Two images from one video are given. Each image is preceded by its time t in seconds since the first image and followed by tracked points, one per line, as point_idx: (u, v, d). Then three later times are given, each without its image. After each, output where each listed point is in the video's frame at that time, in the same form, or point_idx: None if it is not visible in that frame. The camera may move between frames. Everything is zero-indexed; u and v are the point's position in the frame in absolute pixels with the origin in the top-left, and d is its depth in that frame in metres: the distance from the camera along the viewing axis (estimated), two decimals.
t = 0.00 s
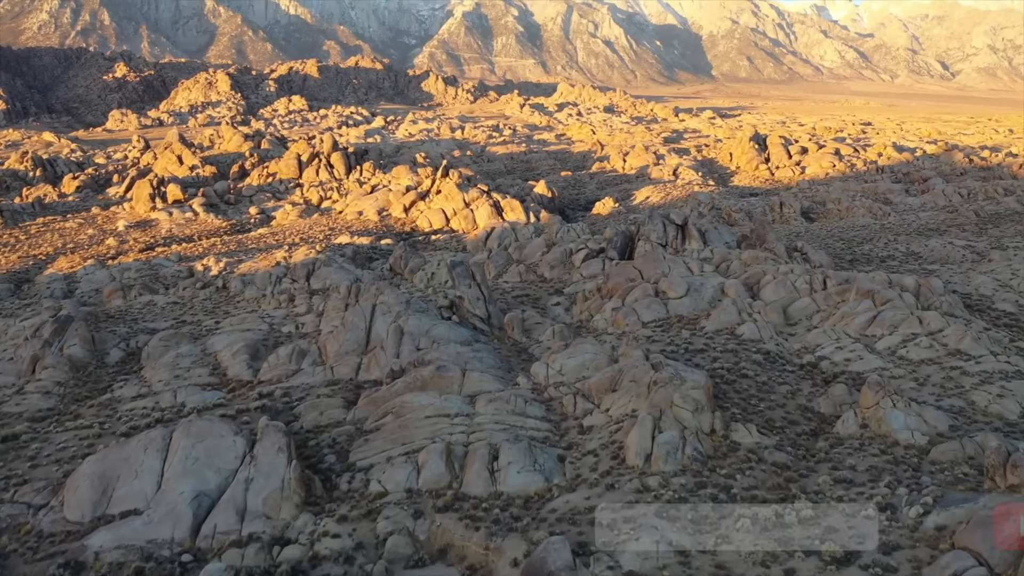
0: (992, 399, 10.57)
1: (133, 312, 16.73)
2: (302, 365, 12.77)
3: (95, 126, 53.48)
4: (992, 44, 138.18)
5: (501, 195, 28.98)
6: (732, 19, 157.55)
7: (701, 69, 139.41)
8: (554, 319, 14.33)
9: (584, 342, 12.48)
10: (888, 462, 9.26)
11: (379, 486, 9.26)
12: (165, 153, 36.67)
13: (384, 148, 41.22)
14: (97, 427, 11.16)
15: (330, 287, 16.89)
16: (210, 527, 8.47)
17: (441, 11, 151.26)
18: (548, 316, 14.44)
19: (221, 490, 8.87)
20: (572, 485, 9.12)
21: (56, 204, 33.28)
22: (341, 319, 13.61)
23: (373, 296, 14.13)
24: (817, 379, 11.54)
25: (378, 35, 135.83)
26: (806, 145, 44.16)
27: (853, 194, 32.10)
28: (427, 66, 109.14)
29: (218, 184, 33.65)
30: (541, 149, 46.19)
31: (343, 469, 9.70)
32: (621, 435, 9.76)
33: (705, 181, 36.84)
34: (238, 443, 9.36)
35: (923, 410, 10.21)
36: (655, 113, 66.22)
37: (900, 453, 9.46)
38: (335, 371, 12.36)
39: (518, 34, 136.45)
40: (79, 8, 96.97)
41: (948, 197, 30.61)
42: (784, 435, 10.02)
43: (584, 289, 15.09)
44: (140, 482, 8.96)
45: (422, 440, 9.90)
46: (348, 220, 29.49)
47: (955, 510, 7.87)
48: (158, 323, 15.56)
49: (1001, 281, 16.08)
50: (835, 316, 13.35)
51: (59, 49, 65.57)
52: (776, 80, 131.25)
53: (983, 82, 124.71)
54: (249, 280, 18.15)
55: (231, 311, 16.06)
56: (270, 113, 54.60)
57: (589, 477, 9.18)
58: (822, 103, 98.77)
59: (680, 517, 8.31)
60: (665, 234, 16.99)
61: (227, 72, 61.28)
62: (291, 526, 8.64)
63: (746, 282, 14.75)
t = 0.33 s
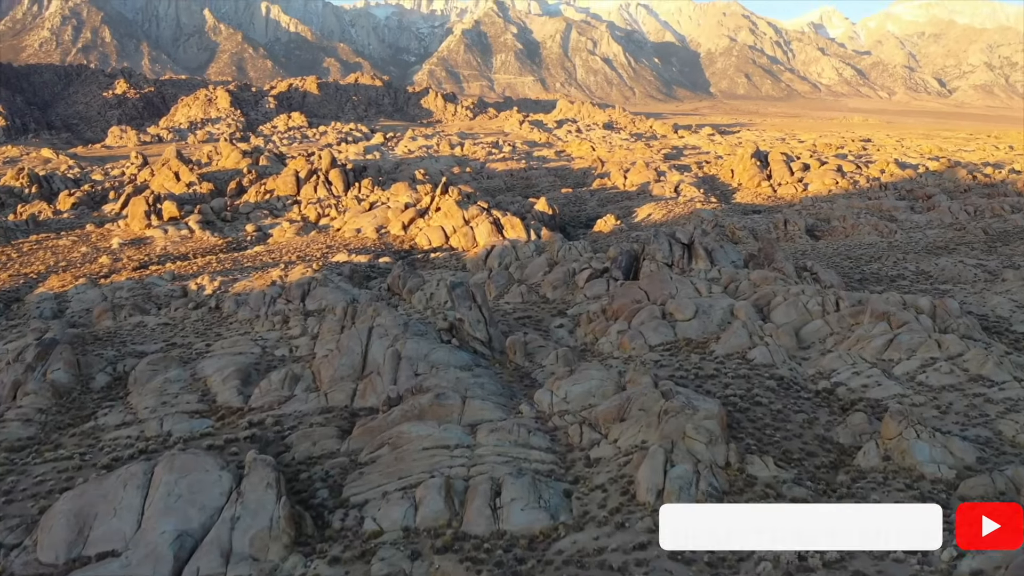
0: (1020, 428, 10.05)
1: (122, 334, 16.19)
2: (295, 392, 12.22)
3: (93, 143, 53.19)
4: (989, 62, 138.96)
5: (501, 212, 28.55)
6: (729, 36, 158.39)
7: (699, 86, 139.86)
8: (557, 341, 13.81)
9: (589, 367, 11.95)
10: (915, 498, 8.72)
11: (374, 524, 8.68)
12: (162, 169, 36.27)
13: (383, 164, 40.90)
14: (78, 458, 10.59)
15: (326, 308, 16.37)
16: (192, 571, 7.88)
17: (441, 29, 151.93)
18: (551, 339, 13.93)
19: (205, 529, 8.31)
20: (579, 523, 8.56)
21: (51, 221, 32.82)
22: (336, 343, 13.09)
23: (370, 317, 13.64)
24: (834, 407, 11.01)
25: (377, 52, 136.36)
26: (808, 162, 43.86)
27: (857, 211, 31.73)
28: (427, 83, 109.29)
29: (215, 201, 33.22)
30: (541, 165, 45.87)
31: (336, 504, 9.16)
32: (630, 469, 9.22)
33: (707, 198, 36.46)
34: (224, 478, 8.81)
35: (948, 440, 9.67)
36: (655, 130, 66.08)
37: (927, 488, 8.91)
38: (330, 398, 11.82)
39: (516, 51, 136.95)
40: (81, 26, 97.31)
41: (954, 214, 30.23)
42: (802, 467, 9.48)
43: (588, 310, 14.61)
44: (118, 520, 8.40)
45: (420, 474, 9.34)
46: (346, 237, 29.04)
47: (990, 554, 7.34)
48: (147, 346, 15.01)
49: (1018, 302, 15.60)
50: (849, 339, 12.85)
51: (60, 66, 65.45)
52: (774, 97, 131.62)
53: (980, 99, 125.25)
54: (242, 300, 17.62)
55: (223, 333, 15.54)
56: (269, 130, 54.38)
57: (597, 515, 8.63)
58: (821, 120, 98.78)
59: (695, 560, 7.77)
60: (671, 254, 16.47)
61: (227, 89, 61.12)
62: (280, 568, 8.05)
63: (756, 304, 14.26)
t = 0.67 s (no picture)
0: None
1: (110, 357, 15.64)
2: (287, 419, 11.68)
3: (92, 159, 52.91)
4: (985, 79, 139.57)
5: (501, 229, 28.10)
6: (727, 54, 159.17)
7: (697, 103, 140.26)
8: (561, 365, 13.29)
9: (595, 394, 11.40)
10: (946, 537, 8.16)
11: (369, 566, 8.10)
12: (158, 186, 35.87)
13: (382, 181, 40.50)
14: (56, 492, 10.02)
15: (321, 330, 15.85)
16: None
17: (441, 46, 152.55)
18: (554, 363, 13.41)
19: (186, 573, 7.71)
20: (588, 564, 7.99)
21: (45, 238, 32.37)
22: (331, 368, 12.55)
23: (366, 340, 13.15)
24: (854, 436, 10.47)
25: (377, 69, 136.82)
26: (810, 179, 43.52)
27: (862, 228, 31.35)
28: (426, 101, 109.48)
29: (211, 218, 32.78)
30: (540, 182, 45.52)
31: (328, 543, 8.58)
32: (642, 505, 8.67)
33: (709, 215, 36.08)
34: (208, 517, 8.24)
35: (977, 473, 9.13)
36: (654, 147, 65.90)
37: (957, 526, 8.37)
38: (323, 427, 11.26)
39: (515, 68, 137.43)
40: (82, 43, 97.80)
41: (961, 232, 29.84)
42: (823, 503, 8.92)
43: (592, 332, 14.10)
44: (92, 562, 7.80)
45: (418, 509, 8.78)
46: (343, 255, 28.59)
47: None
48: (134, 370, 14.45)
49: None
50: (865, 364, 12.33)
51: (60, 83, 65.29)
52: (772, 114, 132.01)
53: (977, 116, 125.69)
54: (235, 322, 17.10)
55: (213, 356, 14.97)
56: (269, 146, 54.13)
57: (607, 556, 8.06)
58: (819, 137, 98.87)
59: None
60: (678, 273, 15.93)
61: (227, 105, 60.95)
62: None
63: (767, 325, 13.74)
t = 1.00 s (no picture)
0: None
1: (98, 378, 15.14)
2: (279, 445, 11.19)
3: (91, 174, 52.64)
4: (982, 95, 140.21)
5: (502, 245, 27.69)
6: (726, 70, 159.76)
7: (696, 119, 140.68)
8: (565, 388, 12.81)
9: (602, 418, 10.89)
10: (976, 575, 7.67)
11: None
12: (156, 202, 35.50)
13: (381, 196, 40.14)
14: (34, 523, 9.52)
15: (317, 350, 15.39)
16: None
17: (440, 62, 153.08)
18: (557, 385, 12.93)
19: None
20: None
21: (40, 254, 31.92)
22: (326, 391, 12.05)
23: (363, 359, 12.68)
24: (873, 464, 9.99)
25: (377, 85, 137.20)
26: (812, 194, 43.20)
27: (866, 244, 31.00)
28: (426, 116, 109.59)
29: (207, 234, 32.36)
30: (540, 198, 45.19)
31: None
32: (653, 540, 8.14)
33: (711, 230, 35.71)
34: (192, 553, 7.74)
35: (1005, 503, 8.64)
36: (654, 163, 65.69)
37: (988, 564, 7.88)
38: (317, 454, 10.79)
39: (515, 84, 137.88)
40: (83, 59, 98.11)
41: (967, 248, 29.47)
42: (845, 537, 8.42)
43: (596, 353, 13.63)
44: None
45: (415, 544, 8.27)
46: (341, 271, 28.19)
47: None
48: (123, 391, 13.96)
49: None
50: (881, 387, 11.86)
51: (60, 98, 65.15)
52: (771, 130, 132.43)
53: (975, 132, 126.05)
54: (229, 341, 16.63)
55: (205, 378, 14.48)
56: (268, 162, 53.87)
57: None
58: (818, 153, 98.98)
59: None
60: (684, 291, 15.50)
61: (226, 121, 60.79)
62: None
63: (777, 345, 13.28)
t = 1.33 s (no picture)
0: None
1: (84, 402, 14.57)
2: (270, 475, 10.64)
3: (90, 191, 52.27)
4: (979, 112, 140.84)
5: (502, 263, 27.23)
6: (724, 88, 160.31)
7: (694, 136, 141.13)
8: (569, 413, 12.27)
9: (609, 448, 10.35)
10: None
11: None
12: (152, 219, 35.06)
13: (381, 213, 39.75)
14: (6, 561, 8.94)
15: (312, 373, 14.85)
16: None
17: (440, 80, 153.60)
18: (562, 411, 12.39)
19: None
20: None
21: (33, 272, 31.42)
22: (320, 417, 11.52)
23: (359, 384, 12.18)
24: (897, 498, 9.44)
25: (377, 102, 137.57)
26: (815, 211, 42.86)
27: (871, 262, 30.58)
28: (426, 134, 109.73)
29: (203, 252, 31.88)
30: (541, 215, 44.80)
31: None
32: None
33: (713, 248, 35.31)
34: None
35: None
36: (653, 180, 65.41)
37: None
38: (310, 485, 10.24)
39: (514, 101, 138.32)
40: (84, 76, 98.26)
41: (975, 266, 29.03)
42: None
43: (602, 377, 13.11)
44: None
45: None
46: (339, 290, 27.70)
47: None
48: (109, 417, 13.41)
49: None
50: (901, 413, 11.31)
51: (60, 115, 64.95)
52: (769, 147, 132.87)
53: (973, 149, 126.40)
54: (221, 362, 16.08)
55: (195, 402, 13.94)
56: (268, 178, 53.54)
57: None
58: (817, 170, 98.98)
59: None
60: (691, 312, 14.94)
61: (226, 138, 60.57)
62: None
63: (790, 369, 12.75)
